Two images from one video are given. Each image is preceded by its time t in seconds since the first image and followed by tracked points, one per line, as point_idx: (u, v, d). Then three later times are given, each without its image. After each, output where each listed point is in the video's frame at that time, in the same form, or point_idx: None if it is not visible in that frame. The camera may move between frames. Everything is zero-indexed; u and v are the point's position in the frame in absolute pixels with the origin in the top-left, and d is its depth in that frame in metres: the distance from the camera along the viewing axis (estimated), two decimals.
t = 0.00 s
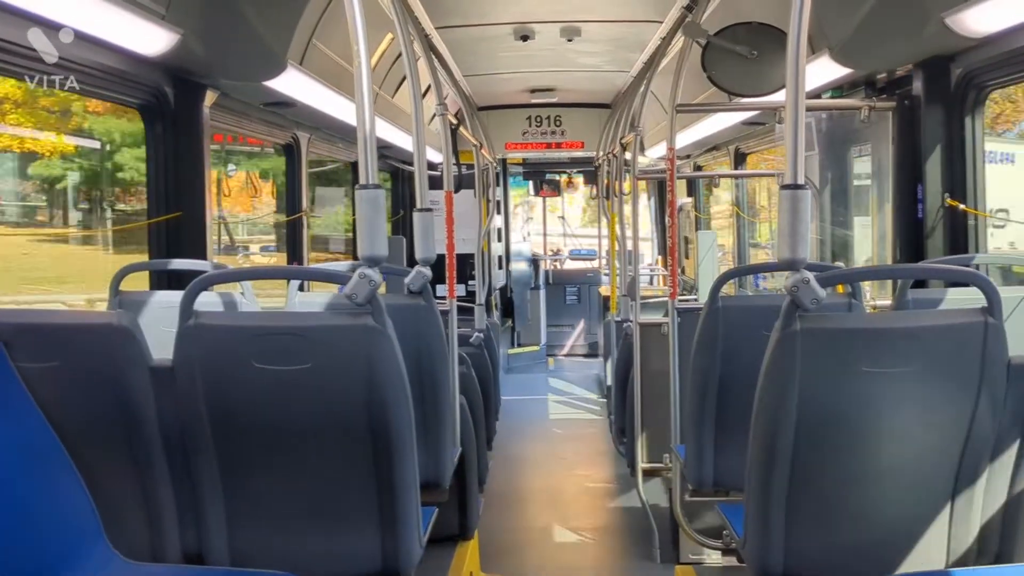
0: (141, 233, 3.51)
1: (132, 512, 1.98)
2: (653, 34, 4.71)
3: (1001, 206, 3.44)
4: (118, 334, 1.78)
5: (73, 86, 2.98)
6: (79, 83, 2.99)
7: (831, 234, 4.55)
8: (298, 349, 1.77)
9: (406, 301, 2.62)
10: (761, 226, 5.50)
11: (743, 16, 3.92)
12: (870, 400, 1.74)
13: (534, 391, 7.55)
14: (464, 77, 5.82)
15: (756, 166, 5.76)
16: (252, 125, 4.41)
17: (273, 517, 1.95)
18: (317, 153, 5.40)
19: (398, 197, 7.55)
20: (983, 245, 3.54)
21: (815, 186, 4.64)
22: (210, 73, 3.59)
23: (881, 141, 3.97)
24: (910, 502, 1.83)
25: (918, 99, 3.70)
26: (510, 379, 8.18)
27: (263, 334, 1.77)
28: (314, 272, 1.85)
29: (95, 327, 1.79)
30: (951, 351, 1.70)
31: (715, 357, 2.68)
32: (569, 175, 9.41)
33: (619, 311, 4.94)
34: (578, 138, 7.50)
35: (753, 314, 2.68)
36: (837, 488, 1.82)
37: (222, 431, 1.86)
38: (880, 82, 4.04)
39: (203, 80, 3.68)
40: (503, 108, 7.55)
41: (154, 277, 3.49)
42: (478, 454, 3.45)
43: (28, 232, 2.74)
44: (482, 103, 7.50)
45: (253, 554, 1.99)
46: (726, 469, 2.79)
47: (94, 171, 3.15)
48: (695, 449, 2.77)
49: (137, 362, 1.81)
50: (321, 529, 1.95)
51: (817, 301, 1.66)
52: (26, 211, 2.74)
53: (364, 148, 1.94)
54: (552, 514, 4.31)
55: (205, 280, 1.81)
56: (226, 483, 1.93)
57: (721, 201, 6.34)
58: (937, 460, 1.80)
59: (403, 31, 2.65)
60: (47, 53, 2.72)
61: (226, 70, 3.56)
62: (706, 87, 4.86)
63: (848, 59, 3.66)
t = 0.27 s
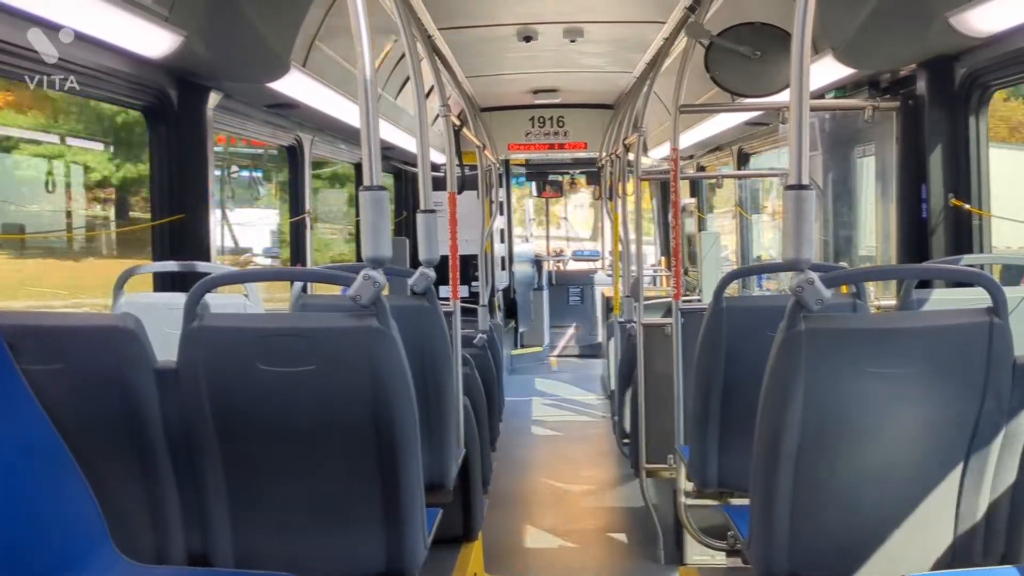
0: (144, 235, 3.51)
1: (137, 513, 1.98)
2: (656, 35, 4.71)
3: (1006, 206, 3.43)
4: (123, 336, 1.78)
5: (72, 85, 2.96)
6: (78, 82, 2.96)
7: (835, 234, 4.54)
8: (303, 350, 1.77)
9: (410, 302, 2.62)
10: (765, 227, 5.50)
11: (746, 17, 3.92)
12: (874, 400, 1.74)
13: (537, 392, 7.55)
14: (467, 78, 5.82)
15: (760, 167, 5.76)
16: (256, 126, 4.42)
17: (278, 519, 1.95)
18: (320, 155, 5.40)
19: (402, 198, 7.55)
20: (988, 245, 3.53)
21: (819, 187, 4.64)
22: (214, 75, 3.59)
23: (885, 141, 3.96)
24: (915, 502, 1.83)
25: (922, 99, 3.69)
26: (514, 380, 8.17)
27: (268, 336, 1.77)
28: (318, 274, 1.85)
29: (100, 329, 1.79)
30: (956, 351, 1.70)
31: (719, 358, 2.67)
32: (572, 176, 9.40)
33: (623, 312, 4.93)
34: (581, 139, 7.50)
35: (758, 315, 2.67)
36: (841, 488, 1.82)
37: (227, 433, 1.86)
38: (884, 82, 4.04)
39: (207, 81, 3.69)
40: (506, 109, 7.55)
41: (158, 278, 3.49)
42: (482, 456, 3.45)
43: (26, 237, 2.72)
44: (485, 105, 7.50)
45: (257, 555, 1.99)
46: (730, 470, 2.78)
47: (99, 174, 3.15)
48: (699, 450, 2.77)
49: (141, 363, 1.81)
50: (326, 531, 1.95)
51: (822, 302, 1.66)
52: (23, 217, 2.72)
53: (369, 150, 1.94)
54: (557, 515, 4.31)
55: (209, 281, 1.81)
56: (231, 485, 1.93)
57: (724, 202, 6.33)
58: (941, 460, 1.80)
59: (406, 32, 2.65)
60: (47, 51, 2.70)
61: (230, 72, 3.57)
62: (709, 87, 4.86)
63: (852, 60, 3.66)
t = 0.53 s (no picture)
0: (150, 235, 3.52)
1: (143, 514, 1.99)
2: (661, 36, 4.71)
3: (1012, 208, 3.42)
4: (128, 337, 1.79)
5: (73, 86, 2.95)
6: (78, 82, 2.95)
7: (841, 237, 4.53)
8: (309, 351, 1.78)
9: (415, 303, 2.62)
10: (770, 228, 5.49)
11: (752, 18, 3.92)
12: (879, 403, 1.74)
13: (541, 393, 7.55)
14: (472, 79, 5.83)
15: (765, 168, 5.75)
16: (261, 127, 4.42)
17: (283, 519, 1.95)
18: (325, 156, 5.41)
19: (408, 199, 7.56)
20: (994, 247, 3.52)
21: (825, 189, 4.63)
22: (219, 76, 3.60)
23: (891, 143, 3.95)
24: (919, 505, 1.83)
25: (929, 101, 3.68)
26: (518, 381, 8.18)
27: (273, 337, 1.78)
28: (324, 276, 1.85)
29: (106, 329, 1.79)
30: (962, 354, 1.70)
31: (724, 360, 2.67)
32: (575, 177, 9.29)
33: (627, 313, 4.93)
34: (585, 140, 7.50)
35: (763, 317, 2.67)
36: (847, 490, 1.82)
37: (232, 434, 1.86)
38: (890, 84, 4.03)
39: (212, 82, 3.70)
40: (511, 110, 7.55)
41: (163, 279, 3.50)
42: (487, 457, 3.45)
43: (31, 239, 2.72)
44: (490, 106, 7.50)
45: (261, 556, 2.00)
46: (735, 473, 2.78)
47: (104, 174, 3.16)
48: (704, 453, 2.76)
49: (147, 364, 1.81)
50: (332, 532, 1.95)
51: (828, 305, 1.65)
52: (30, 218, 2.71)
53: (375, 151, 1.95)
54: (561, 517, 4.31)
55: (215, 282, 1.81)
56: (235, 486, 1.93)
57: (729, 203, 6.32)
58: (946, 463, 1.80)
59: (412, 33, 2.65)
60: (46, 51, 2.71)
61: (236, 73, 3.57)
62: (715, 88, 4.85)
63: (858, 62, 3.65)
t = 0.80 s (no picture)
0: (153, 234, 3.52)
1: (148, 513, 1.98)
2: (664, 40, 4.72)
3: (1016, 213, 3.42)
4: (136, 335, 1.79)
5: (72, 85, 2.92)
6: (77, 81, 2.93)
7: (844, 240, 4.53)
8: (315, 351, 1.77)
9: (419, 305, 2.62)
10: (772, 232, 5.50)
11: (757, 22, 3.92)
12: (886, 406, 1.74)
13: (542, 395, 7.55)
14: (475, 82, 5.83)
15: (767, 172, 5.75)
16: (265, 128, 4.42)
17: (289, 520, 1.95)
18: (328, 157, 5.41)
19: (409, 201, 7.56)
20: (998, 252, 3.52)
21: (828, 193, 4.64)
22: (224, 77, 3.60)
23: (895, 147, 3.96)
24: (922, 508, 1.83)
25: (933, 105, 3.69)
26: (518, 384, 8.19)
27: (279, 338, 1.78)
28: (330, 276, 1.85)
29: (114, 328, 1.79)
30: (969, 359, 1.70)
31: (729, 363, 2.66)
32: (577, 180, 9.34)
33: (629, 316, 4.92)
34: (587, 143, 7.50)
35: (768, 320, 2.67)
36: (852, 494, 1.82)
37: (238, 433, 1.86)
38: (894, 88, 4.04)
39: (217, 83, 3.70)
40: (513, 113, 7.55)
41: (166, 279, 3.50)
42: (489, 458, 3.45)
43: (39, 234, 2.74)
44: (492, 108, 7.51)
45: (266, 557, 1.99)
46: (740, 477, 2.77)
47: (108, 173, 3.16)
48: (708, 456, 2.76)
49: (154, 364, 1.81)
50: (337, 533, 1.95)
51: (836, 308, 1.65)
52: (36, 213, 2.74)
53: (383, 152, 1.95)
54: (562, 519, 4.31)
55: (222, 281, 1.81)
56: (241, 486, 1.93)
57: (731, 207, 6.33)
58: (952, 466, 1.80)
59: (419, 34, 2.65)
60: (46, 52, 2.68)
61: (241, 74, 3.57)
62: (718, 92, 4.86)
63: (862, 66, 3.66)
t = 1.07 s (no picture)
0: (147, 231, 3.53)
1: (137, 511, 1.98)
2: (661, 41, 4.72)
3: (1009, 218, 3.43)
4: (126, 332, 1.79)
5: (72, 84, 2.96)
6: (78, 80, 2.96)
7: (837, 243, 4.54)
8: (307, 349, 1.78)
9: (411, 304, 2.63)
10: (767, 234, 5.51)
11: (754, 24, 3.93)
12: (875, 409, 1.75)
13: (536, 395, 7.55)
14: (472, 80, 5.83)
15: (762, 174, 5.76)
16: (260, 125, 4.41)
17: (278, 518, 1.95)
18: (324, 155, 5.41)
19: (406, 199, 7.56)
20: (991, 256, 3.53)
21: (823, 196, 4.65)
22: (220, 74, 3.60)
23: (890, 150, 3.97)
24: (911, 512, 1.84)
25: (928, 110, 3.70)
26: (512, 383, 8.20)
27: (271, 335, 1.78)
28: (323, 274, 1.86)
29: (106, 324, 1.79)
30: (958, 363, 1.71)
31: (720, 364, 2.67)
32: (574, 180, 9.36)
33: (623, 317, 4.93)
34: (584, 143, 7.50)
35: (759, 322, 2.68)
36: (840, 498, 1.82)
37: (229, 430, 1.87)
38: (890, 92, 4.04)
39: (213, 80, 3.70)
40: (510, 112, 7.55)
41: (160, 275, 3.51)
42: (481, 458, 3.45)
43: (35, 228, 2.73)
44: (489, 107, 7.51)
45: (256, 555, 2.00)
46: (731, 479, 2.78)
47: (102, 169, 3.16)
48: (698, 458, 2.76)
49: (145, 361, 1.81)
50: (326, 532, 1.95)
51: (825, 311, 1.66)
52: (32, 207, 2.73)
53: (375, 151, 1.95)
54: (554, 518, 4.32)
55: (215, 278, 1.82)
56: (231, 483, 1.93)
57: (727, 208, 6.33)
58: (941, 471, 1.80)
59: (414, 33, 2.65)
60: (47, 52, 2.70)
61: (238, 71, 3.57)
62: (714, 94, 4.87)
63: (857, 69, 3.67)
